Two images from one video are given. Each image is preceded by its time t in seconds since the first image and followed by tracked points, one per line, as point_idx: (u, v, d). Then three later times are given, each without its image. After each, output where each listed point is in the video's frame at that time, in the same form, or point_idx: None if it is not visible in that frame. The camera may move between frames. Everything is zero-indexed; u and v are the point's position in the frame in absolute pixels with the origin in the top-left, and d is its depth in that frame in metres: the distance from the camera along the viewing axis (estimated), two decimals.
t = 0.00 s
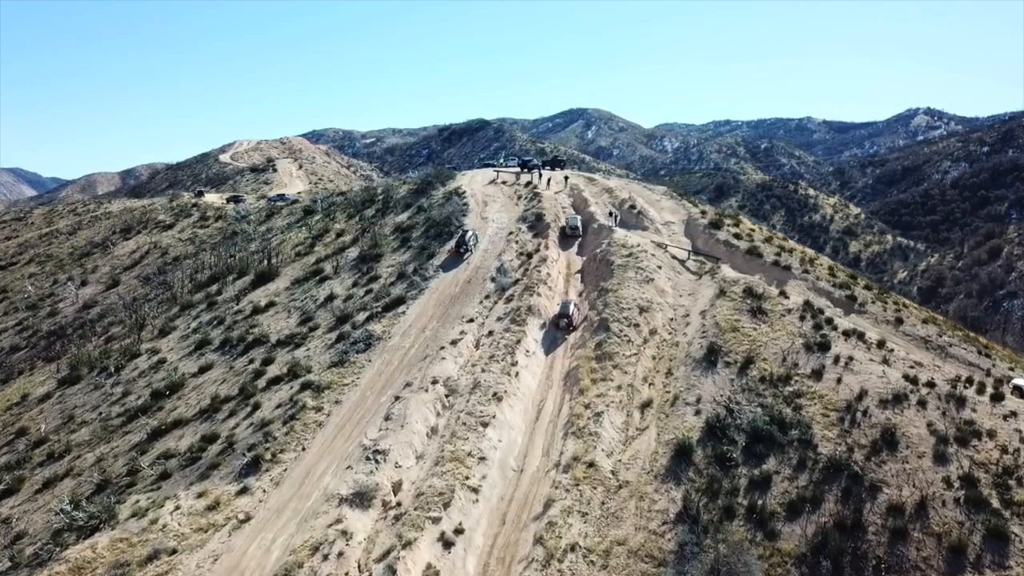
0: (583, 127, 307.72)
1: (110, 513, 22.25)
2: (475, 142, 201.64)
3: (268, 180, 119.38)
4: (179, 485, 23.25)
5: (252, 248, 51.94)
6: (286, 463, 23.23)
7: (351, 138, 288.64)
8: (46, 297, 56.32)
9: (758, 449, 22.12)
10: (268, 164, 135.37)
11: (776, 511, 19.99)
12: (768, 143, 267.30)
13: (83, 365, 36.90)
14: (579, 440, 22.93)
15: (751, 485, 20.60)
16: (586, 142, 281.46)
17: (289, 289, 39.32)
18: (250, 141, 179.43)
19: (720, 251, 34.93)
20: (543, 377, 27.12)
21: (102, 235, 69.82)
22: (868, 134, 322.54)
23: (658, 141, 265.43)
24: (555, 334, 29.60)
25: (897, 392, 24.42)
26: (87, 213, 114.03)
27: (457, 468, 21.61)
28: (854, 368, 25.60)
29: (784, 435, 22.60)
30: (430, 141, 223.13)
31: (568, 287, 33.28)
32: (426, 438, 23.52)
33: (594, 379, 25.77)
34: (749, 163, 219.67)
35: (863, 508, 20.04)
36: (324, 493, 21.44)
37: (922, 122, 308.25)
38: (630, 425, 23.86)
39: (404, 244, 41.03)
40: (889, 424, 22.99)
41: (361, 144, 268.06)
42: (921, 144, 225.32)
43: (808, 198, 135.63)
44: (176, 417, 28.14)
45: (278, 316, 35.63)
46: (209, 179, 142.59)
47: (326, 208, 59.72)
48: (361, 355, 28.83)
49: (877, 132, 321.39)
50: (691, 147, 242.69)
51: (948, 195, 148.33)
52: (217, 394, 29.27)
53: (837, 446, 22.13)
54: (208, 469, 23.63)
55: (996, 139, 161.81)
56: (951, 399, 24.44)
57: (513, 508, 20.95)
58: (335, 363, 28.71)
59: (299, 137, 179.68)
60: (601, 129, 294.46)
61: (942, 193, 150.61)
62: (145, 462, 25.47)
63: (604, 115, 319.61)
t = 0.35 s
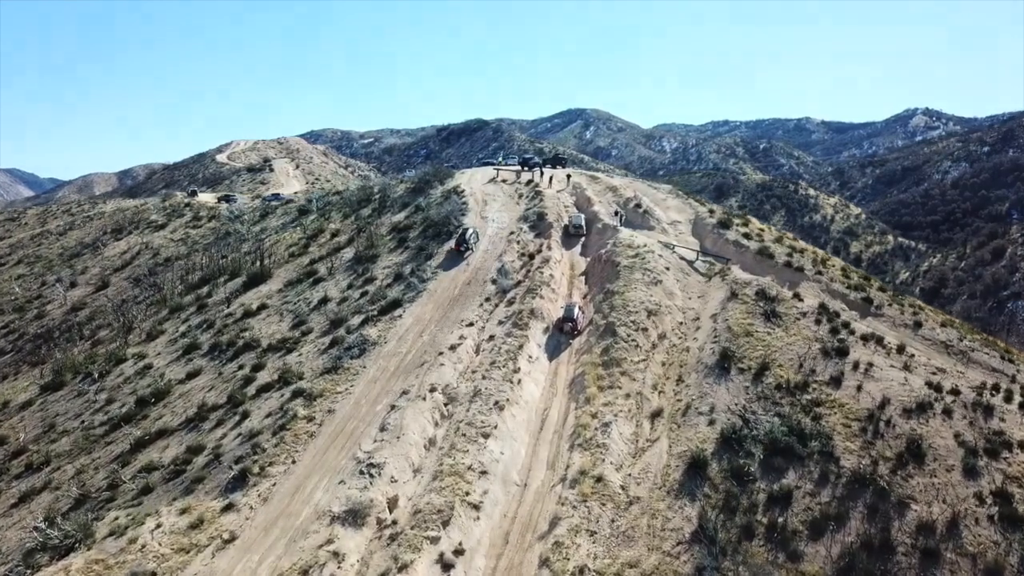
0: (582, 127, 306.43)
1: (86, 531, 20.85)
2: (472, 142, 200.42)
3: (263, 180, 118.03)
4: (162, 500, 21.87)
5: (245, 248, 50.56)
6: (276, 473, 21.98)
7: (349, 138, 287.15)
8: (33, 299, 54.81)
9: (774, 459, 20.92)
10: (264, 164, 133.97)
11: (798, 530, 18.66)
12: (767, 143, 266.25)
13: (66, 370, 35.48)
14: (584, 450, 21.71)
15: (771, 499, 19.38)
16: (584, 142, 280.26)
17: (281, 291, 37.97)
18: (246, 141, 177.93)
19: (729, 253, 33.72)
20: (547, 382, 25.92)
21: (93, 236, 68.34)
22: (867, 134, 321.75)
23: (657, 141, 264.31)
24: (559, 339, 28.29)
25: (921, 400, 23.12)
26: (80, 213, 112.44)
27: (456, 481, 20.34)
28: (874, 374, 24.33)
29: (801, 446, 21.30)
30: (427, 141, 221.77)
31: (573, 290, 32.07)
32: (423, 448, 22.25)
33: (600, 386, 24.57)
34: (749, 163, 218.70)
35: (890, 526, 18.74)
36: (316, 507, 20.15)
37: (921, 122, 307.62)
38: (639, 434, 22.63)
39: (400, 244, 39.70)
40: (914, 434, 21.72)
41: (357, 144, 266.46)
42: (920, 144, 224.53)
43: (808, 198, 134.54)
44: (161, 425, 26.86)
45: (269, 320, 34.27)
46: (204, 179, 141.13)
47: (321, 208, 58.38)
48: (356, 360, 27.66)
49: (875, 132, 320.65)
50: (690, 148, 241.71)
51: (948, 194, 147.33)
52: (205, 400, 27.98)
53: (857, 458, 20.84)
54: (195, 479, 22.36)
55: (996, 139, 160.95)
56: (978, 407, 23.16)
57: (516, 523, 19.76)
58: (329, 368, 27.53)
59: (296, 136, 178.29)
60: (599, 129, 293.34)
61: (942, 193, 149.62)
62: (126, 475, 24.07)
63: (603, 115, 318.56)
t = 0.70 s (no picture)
0: (580, 126, 305.57)
1: (62, 548, 19.56)
2: (471, 142, 199.43)
3: (258, 180, 116.86)
4: (143, 514, 20.58)
5: (238, 249, 49.36)
6: (264, 487, 20.56)
7: (346, 138, 286.24)
8: (21, 299, 53.55)
9: (795, 475, 19.70)
10: (261, 163, 132.94)
11: (824, 549, 17.02)
12: (766, 143, 265.57)
13: (51, 374, 34.27)
14: (593, 465, 20.45)
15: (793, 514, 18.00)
16: (582, 142, 279.30)
17: (274, 293, 36.81)
18: (244, 141, 176.89)
19: (741, 251, 32.61)
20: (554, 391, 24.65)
21: (85, 236, 67.14)
22: (865, 134, 321.21)
23: (656, 141, 263.46)
24: (564, 342, 27.11)
25: (946, 410, 22.05)
26: (74, 213, 111.18)
27: (455, 497, 19.04)
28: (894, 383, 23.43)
29: (822, 460, 20.27)
30: (426, 141, 220.76)
31: (578, 290, 30.81)
32: (422, 461, 20.96)
33: (611, 394, 23.54)
34: (748, 163, 217.82)
35: (921, 545, 17.31)
36: (305, 522, 18.72)
37: (919, 123, 307.01)
38: (649, 446, 21.35)
39: (396, 245, 38.54)
40: (940, 446, 20.70)
41: (355, 144, 265.48)
42: (919, 145, 223.78)
43: (809, 197, 133.65)
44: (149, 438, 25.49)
45: (261, 324, 33.10)
46: (200, 179, 139.93)
47: (317, 208, 57.24)
48: (353, 367, 26.38)
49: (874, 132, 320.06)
50: (688, 148, 240.95)
51: (949, 194, 146.45)
52: (193, 410, 26.60)
53: (881, 474, 19.74)
54: (179, 495, 21.02)
55: (996, 139, 160.12)
56: (1005, 416, 22.05)
57: (521, 529, 18.04)
58: (326, 374, 26.27)
59: (294, 136, 177.10)
60: (597, 129, 292.49)
61: (943, 193, 148.77)
62: (108, 487, 22.76)
63: (601, 115, 317.68)
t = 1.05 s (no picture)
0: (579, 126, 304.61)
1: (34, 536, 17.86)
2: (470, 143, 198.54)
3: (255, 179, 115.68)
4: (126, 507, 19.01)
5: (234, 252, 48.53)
6: (254, 498, 19.17)
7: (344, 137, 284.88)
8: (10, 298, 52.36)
9: (814, 498, 19.11)
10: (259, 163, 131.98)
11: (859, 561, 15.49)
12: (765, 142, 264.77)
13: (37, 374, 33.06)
14: (605, 487, 19.54)
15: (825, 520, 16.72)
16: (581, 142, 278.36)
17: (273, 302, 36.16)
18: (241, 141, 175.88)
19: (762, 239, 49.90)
20: (550, 429, 25.11)
21: (79, 238, 66.15)
22: (864, 134, 320.65)
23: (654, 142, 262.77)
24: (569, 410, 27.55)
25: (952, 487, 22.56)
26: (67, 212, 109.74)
27: (454, 509, 17.75)
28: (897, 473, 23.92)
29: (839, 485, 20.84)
30: (424, 140, 219.67)
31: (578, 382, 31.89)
32: (424, 477, 19.96)
33: (612, 439, 24.32)
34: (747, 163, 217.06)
35: (960, 561, 16.01)
36: (291, 532, 17.15)
37: (918, 124, 306.78)
38: (662, 466, 21.09)
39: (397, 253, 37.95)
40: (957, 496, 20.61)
41: (354, 143, 264.27)
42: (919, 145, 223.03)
43: (809, 197, 132.92)
44: (127, 440, 23.84)
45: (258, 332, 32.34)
46: (197, 178, 138.76)
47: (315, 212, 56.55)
48: (351, 411, 26.66)
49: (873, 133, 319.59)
50: (687, 150, 240.37)
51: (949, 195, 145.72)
52: (184, 423, 25.31)
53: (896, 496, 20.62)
54: (154, 500, 19.17)
55: (996, 138, 159.46)
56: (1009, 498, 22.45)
57: (527, 539, 16.06)
58: (328, 413, 26.33)
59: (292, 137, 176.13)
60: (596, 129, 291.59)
61: (943, 193, 148.09)
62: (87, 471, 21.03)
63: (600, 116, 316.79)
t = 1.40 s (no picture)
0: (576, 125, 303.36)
1: None
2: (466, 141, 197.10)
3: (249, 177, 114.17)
4: (98, 533, 17.55)
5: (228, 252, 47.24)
6: (246, 519, 17.90)
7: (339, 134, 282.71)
8: None
9: (842, 518, 18.05)
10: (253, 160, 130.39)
11: None
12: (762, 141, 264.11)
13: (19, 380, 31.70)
14: (621, 505, 18.38)
15: (862, 544, 15.61)
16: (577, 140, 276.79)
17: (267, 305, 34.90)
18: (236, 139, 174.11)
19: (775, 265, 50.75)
20: (559, 442, 24.05)
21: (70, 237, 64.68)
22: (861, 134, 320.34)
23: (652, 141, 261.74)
24: (574, 423, 26.47)
25: (979, 507, 21.53)
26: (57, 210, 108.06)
27: (461, 531, 16.61)
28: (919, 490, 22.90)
29: (866, 502, 19.85)
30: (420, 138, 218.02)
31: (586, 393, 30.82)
32: (428, 494, 18.81)
33: (625, 451, 23.29)
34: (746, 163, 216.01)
35: None
36: (286, 557, 15.90)
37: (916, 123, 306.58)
38: (680, 480, 19.99)
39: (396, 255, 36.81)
40: (989, 519, 19.53)
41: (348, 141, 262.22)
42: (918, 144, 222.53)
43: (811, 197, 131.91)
44: (113, 453, 22.51)
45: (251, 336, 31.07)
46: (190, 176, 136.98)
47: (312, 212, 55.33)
48: (350, 421, 25.53)
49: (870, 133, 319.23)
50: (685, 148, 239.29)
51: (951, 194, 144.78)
52: (174, 434, 24.06)
53: (928, 513, 19.61)
54: (139, 521, 17.84)
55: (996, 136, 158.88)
56: None
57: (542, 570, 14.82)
58: (325, 424, 25.16)
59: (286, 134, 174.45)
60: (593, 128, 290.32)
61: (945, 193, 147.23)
62: (61, 492, 19.59)
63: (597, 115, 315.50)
